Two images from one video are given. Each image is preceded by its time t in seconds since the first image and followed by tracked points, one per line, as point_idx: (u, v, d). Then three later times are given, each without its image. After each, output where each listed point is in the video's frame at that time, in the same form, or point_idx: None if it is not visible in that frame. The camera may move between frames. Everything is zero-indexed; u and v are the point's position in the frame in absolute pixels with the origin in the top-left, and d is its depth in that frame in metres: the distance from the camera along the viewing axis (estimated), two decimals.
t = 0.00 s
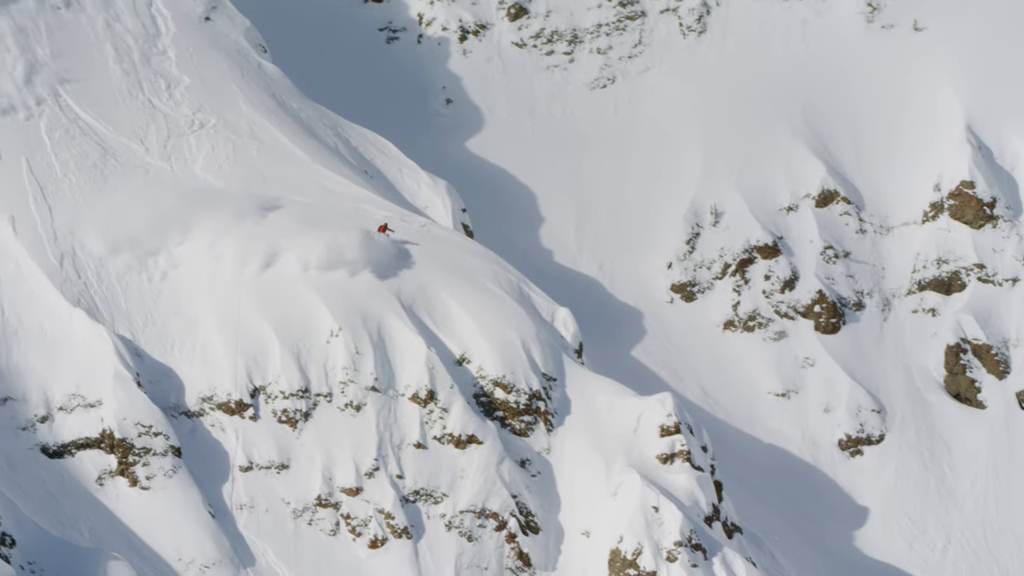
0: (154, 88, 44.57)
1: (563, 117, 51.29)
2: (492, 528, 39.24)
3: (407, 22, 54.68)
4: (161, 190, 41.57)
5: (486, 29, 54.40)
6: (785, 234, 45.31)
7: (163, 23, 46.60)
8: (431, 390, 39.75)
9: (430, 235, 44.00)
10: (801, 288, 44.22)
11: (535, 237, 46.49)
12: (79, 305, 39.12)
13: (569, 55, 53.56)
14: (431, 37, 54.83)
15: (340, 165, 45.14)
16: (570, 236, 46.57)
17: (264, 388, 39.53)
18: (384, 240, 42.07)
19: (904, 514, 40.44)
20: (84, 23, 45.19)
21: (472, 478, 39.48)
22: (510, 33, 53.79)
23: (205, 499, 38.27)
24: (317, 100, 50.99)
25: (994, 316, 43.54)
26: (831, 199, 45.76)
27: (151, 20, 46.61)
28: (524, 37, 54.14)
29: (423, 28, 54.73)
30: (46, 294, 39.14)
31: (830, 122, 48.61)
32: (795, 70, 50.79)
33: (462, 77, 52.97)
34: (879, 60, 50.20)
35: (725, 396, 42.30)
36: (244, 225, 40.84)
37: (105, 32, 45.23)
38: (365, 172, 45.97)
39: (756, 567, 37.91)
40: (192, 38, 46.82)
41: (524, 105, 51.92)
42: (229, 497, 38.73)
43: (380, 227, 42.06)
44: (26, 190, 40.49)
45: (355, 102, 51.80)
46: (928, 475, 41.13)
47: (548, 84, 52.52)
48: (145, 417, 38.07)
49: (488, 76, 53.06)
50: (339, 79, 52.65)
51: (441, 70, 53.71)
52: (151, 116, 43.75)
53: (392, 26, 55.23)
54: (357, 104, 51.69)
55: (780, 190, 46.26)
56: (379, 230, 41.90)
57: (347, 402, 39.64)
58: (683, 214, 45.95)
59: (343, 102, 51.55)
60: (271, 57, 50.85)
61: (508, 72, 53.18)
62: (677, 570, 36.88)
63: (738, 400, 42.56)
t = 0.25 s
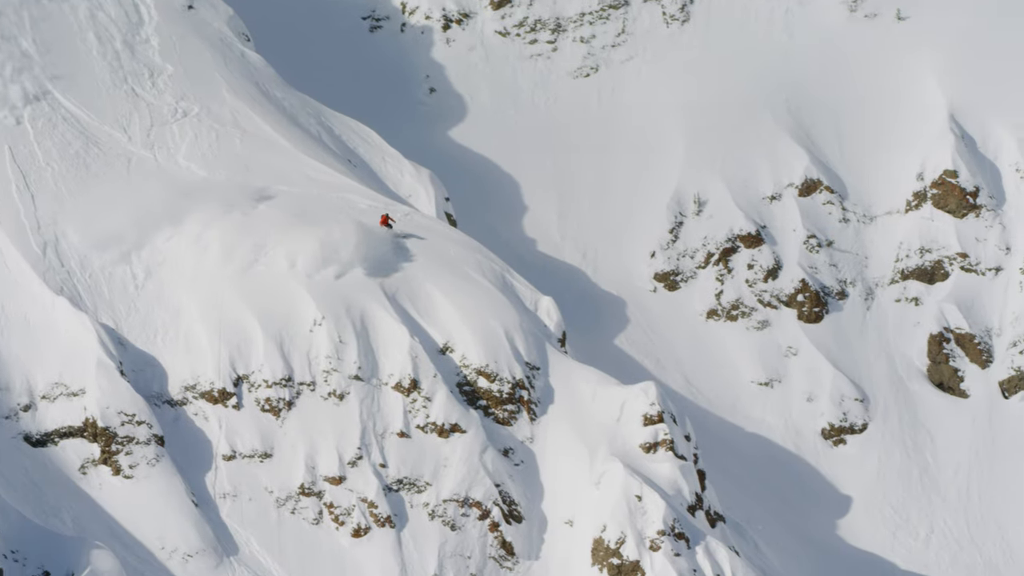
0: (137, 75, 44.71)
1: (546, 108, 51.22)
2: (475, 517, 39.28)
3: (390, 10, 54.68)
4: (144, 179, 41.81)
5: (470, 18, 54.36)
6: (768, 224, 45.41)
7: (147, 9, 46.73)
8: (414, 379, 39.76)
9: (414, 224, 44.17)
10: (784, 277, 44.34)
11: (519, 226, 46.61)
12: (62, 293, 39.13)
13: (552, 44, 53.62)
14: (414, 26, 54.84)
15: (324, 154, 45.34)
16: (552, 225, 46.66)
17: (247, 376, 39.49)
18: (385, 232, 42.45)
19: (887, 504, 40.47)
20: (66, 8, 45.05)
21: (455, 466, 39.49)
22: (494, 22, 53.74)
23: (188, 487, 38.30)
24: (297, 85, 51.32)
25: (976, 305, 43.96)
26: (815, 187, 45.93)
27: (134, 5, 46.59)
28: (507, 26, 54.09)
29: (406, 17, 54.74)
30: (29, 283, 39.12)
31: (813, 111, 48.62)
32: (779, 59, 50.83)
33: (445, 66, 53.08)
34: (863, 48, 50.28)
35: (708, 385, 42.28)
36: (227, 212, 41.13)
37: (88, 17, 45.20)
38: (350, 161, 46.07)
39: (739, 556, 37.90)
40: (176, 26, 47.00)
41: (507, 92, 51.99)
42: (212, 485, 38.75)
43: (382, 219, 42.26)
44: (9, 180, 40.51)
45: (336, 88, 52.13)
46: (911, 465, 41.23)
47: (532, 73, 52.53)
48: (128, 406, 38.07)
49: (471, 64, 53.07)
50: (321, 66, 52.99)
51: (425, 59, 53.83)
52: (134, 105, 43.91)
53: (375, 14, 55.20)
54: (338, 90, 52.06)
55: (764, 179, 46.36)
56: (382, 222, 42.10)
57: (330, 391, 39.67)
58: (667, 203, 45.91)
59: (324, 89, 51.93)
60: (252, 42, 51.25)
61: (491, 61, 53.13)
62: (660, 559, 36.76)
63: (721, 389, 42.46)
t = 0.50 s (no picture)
0: (122, 73, 44.89)
1: (531, 105, 51.54)
2: (460, 515, 39.27)
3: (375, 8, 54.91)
4: (128, 176, 41.80)
5: (454, 15, 54.36)
6: (753, 221, 45.58)
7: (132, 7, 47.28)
8: (399, 376, 39.75)
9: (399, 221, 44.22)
10: (769, 275, 44.55)
11: (503, 222, 47.07)
12: (46, 290, 39.05)
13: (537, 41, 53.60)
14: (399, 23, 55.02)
15: (308, 151, 45.55)
16: (537, 223, 47.13)
17: (231, 373, 39.48)
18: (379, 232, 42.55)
19: (872, 501, 40.51)
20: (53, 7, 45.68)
21: (440, 464, 39.51)
22: (478, 19, 53.78)
23: (173, 485, 38.30)
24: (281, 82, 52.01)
25: (961, 302, 43.95)
26: (800, 184, 45.97)
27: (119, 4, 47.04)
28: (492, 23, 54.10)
29: (391, 14, 54.90)
30: (13, 279, 39.04)
31: (797, 110, 48.71)
32: (763, 56, 50.82)
33: (430, 62, 53.39)
34: (847, 43, 50.28)
35: (692, 382, 42.38)
36: (211, 209, 41.14)
37: (74, 15, 45.73)
38: (335, 159, 46.23)
39: (724, 553, 37.62)
40: (161, 24, 47.40)
41: (491, 88, 52.32)
42: (197, 482, 38.78)
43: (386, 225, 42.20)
44: None
45: (320, 84, 52.77)
46: (895, 463, 41.26)
47: (516, 71, 52.57)
48: (112, 403, 38.02)
49: (456, 60, 53.37)
50: (305, 63, 53.56)
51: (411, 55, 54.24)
52: (119, 101, 43.98)
53: (360, 11, 55.41)
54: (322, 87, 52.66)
55: (749, 177, 46.40)
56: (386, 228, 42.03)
57: (314, 388, 39.65)
58: (652, 201, 46.18)
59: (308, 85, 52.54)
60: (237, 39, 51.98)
61: (476, 59, 53.28)
62: (645, 556, 36.75)
63: (706, 387, 42.62)
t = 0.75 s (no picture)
0: (103, 64, 44.89)
1: (513, 96, 51.86)
2: (441, 505, 39.32)
3: None
4: (110, 168, 41.79)
5: (436, 7, 54.95)
6: (734, 212, 45.50)
7: None
8: (379, 367, 39.73)
9: (381, 212, 44.22)
10: (750, 266, 44.52)
11: (485, 213, 47.18)
12: (27, 281, 39.01)
13: (519, 33, 54.02)
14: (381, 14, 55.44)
15: (290, 142, 45.64)
16: (519, 214, 47.28)
17: (212, 364, 39.46)
18: (360, 222, 42.61)
19: (853, 493, 40.61)
20: None
21: (421, 455, 39.50)
22: (460, 10, 54.32)
23: (153, 475, 38.31)
24: (262, 72, 52.25)
25: (942, 294, 43.97)
26: (781, 176, 45.87)
27: None
28: (474, 14, 54.65)
29: (373, 5, 55.30)
30: None
31: (781, 103, 48.29)
32: (745, 47, 50.59)
33: (411, 53, 53.81)
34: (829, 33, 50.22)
35: (674, 373, 42.44)
36: (191, 200, 41.24)
37: (55, 7, 45.70)
38: (317, 150, 46.37)
39: (704, 544, 37.97)
40: (142, 15, 47.41)
41: (472, 80, 52.61)
42: (178, 473, 38.81)
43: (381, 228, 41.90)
44: None
45: (302, 74, 53.09)
46: (876, 454, 41.34)
47: (497, 62, 52.99)
48: (93, 393, 38.01)
49: (437, 52, 53.72)
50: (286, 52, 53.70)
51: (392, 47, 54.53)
52: (101, 93, 43.94)
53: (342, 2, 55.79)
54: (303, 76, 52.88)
55: (730, 168, 46.24)
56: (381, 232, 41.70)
57: (295, 379, 39.59)
58: (634, 192, 46.03)
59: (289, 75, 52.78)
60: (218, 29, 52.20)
61: (457, 50, 53.71)
62: (625, 547, 36.94)
63: (687, 378, 42.64)
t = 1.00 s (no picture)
0: (87, 59, 44.80)
1: (497, 90, 52.00)
2: (424, 500, 39.29)
3: None
4: (94, 162, 41.73)
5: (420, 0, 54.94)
6: (718, 207, 45.51)
7: None
8: (363, 362, 39.76)
9: (365, 207, 44.45)
10: (734, 261, 44.49)
11: (468, 207, 47.19)
12: (11, 276, 38.94)
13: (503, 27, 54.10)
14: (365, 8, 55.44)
15: (273, 137, 45.70)
16: (503, 208, 47.21)
17: (196, 359, 39.48)
18: (343, 215, 42.68)
19: (837, 488, 40.58)
20: None
21: (404, 449, 39.53)
22: (444, 5, 54.29)
23: (137, 470, 38.28)
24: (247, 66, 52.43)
25: (926, 288, 43.93)
26: (764, 171, 45.92)
27: None
28: (459, 8, 54.63)
29: None
30: None
31: (763, 98, 48.23)
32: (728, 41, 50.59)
33: (395, 48, 53.98)
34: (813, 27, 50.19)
35: (657, 368, 42.46)
36: (174, 194, 41.30)
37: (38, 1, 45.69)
38: (300, 145, 46.46)
39: (687, 539, 38.07)
40: (126, 10, 47.47)
41: (456, 74, 52.81)
42: (161, 468, 38.81)
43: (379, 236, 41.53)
44: None
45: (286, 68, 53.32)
46: (860, 449, 41.33)
47: (481, 57, 53.15)
48: (77, 388, 38.01)
49: (421, 46, 53.90)
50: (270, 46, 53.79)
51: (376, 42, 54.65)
52: (85, 87, 43.86)
53: None
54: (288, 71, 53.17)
55: (713, 163, 46.26)
56: (379, 239, 41.27)
57: (279, 373, 39.65)
58: (617, 186, 46.20)
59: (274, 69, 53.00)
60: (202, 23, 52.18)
61: (442, 44, 53.83)
62: (609, 542, 36.89)
63: (670, 372, 42.85)
